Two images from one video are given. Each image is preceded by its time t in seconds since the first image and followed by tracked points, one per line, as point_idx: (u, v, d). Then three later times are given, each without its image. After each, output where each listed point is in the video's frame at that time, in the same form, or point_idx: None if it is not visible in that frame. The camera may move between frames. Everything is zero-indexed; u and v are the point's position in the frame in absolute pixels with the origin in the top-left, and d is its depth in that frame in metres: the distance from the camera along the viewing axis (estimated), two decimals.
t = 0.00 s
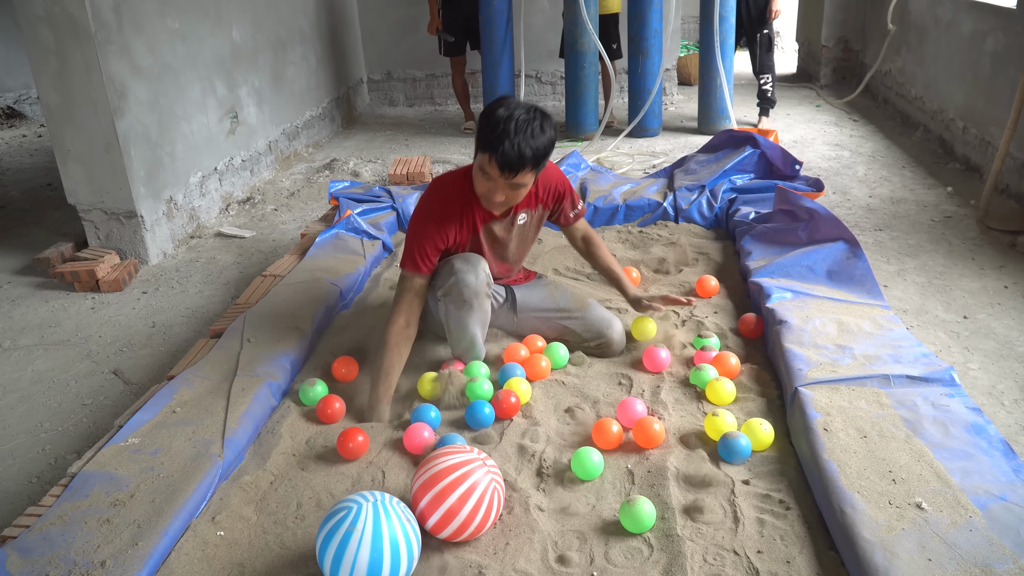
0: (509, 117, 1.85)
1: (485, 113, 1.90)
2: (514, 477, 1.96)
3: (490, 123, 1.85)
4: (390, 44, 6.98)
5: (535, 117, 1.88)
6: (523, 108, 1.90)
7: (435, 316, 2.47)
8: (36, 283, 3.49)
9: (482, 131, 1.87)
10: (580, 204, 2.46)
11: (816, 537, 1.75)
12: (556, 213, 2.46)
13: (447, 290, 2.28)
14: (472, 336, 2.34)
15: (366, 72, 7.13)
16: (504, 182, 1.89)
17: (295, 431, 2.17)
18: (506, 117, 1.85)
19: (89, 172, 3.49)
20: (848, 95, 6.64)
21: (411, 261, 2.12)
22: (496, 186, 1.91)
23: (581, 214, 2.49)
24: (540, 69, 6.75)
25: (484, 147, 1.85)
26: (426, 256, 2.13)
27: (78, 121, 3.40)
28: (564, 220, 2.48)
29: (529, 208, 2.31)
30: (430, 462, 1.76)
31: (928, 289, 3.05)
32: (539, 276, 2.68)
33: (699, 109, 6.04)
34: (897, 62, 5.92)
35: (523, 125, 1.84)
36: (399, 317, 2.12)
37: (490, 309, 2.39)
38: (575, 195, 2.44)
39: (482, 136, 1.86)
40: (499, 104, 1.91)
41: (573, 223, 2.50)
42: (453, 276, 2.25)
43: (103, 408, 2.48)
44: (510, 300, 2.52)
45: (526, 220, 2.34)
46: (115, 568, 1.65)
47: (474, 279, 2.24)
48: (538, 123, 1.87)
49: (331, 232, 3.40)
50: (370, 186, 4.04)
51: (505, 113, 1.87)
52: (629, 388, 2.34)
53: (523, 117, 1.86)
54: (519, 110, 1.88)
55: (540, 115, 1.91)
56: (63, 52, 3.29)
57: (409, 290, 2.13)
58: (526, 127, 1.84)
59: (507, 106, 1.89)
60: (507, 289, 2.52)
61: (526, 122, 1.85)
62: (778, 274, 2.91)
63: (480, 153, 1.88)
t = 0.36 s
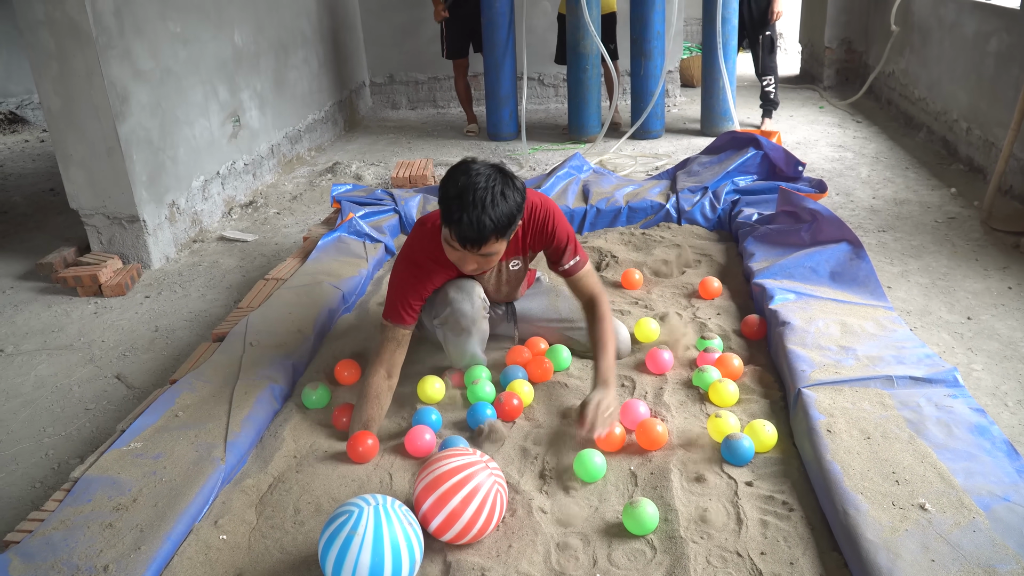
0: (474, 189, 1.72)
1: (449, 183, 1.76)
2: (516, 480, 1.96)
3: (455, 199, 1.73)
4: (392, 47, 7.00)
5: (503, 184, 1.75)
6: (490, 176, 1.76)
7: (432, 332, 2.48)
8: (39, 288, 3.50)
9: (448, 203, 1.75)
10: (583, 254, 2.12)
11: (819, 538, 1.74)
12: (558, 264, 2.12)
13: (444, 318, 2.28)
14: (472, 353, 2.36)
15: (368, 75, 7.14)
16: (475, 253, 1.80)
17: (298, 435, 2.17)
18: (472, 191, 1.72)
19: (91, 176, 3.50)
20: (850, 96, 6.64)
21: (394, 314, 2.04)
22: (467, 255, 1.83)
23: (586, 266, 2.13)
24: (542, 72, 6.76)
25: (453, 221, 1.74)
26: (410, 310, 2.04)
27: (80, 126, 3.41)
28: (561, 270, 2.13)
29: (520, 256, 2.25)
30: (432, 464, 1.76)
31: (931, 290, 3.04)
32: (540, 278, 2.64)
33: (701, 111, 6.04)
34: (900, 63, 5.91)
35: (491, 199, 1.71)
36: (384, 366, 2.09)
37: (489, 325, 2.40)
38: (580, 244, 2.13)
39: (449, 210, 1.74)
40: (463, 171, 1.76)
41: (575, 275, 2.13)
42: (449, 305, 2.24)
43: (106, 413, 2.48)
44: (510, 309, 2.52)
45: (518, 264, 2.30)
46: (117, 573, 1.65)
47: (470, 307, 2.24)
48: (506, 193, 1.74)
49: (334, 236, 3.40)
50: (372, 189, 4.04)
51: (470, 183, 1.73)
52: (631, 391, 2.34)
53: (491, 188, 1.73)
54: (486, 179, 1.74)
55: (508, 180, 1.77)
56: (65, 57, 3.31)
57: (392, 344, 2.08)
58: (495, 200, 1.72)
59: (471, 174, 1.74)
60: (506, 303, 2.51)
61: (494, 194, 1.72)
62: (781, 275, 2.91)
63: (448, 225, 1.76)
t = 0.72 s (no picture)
0: (536, 133, 1.75)
1: (517, 152, 1.74)
2: (517, 475, 1.96)
3: (547, 152, 1.76)
4: (392, 43, 6.99)
5: (525, 110, 1.77)
6: (514, 122, 1.76)
7: (433, 326, 2.47)
8: (39, 285, 3.50)
9: (543, 162, 1.77)
10: (565, 223, 2.24)
11: (819, 532, 1.74)
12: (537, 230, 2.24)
13: (445, 309, 2.28)
14: (473, 345, 2.35)
15: (369, 71, 7.13)
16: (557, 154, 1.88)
17: (299, 431, 2.18)
18: (537, 137, 1.75)
19: (90, 173, 3.49)
20: (852, 90, 6.62)
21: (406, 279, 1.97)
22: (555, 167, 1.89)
23: (566, 237, 2.24)
24: (543, 67, 6.74)
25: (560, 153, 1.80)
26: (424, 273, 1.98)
27: (80, 123, 3.41)
28: (545, 237, 2.23)
29: (527, 217, 2.19)
30: (432, 460, 1.76)
31: (933, 284, 3.03)
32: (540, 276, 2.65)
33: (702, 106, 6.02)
34: (902, 57, 5.89)
35: (549, 117, 1.77)
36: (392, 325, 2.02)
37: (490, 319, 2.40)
38: (563, 212, 2.24)
39: (551, 159, 1.77)
40: (513, 151, 1.74)
41: (556, 244, 2.23)
42: (450, 295, 2.25)
43: (106, 409, 2.48)
44: (510, 304, 2.54)
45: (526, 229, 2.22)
46: (118, 569, 1.65)
47: (471, 298, 2.24)
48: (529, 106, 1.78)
49: (334, 232, 3.40)
50: (372, 185, 4.03)
51: (529, 139, 1.75)
52: (632, 385, 2.33)
53: (531, 120, 1.76)
54: (523, 129, 1.75)
55: (515, 108, 1.78)
56: (63, 54, 3.30)
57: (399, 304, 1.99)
58: (541, 114, 1.77)
59: (522, 141, 1.74)
60: (505, 296, 2.53)
61: (537, 115, 1.77)
62: (782, 270, 2.90)
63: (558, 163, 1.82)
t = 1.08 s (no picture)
0: (558, 64, 2.04)
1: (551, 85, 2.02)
2: (516, 467, 1.97)
3: (567, 80, 2.06)
4: (391, 36, 6.96)
5: (537, 49, 2.04)
6: (535, 60, 2.02)
7: (435, 317, 2.48)
8: (38, 278, 3.50)
9: (567, 88, 2.08)
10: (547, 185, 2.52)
11: (818, 525, 1.74)
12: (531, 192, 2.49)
13: (453, 298, 2.30)
14: (477, 337, 2.36)
15: (368, 64, 7.11)
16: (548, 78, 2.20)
17: (298, 424, 2.18)
18: (557, 67, 2.03)
19: (89, 166, 3.49)
20: (853, 83, 6.60)
21: (436, 225, 2.09)
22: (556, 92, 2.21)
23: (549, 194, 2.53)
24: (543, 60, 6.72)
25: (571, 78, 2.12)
26: (452, 217, 2.09)
27: (79, 116, 3.40)
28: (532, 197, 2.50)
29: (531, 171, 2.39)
30: (431, 453, 1.76)
31: (933, 277, 3.03)
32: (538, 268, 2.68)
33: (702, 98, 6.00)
34: (903, 49, 5.87)
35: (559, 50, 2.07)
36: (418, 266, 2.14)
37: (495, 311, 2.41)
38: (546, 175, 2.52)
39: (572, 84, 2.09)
40: (545, 86, 2.02)
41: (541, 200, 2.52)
42: (460, 285, 2.27)
43: (106, 403, 2.48)
44: (512, 296, 2.55)
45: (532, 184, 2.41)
46: (116, 562, 1.65)
47: (480, 289, 2.27)
48: (538, 45, 2.06)
49: (333, 225, 3.40)
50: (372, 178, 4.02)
51: (555, 69, 2.03)
52: (631, 378, 2.33)
53: (548, 55, 2.04)
54: (545, 64, 2.02)
55: (527, 49, 2.04)
56: (62, 47, 3.29)
57: (430, 248, 2.12)
58: (551, 49, 2.06)
59: (550, 74, 2.02)
60: (507, 284, 2.53)
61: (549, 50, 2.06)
62: (782, 263, 2.90)
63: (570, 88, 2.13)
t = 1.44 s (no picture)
0: (555, 42, 2.10)
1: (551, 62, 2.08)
2: (513, 463, 1.97)
3: (565, 58, 2.12)
4: (389, 30, 6.93)
5: (534, 30, 2.10)
6: (534, 40, 2.08)
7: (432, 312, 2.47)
8: (35, 273, 3.49)
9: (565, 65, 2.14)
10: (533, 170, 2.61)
11: (814, 521, 1.74)
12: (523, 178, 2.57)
13: (449, 290, 2.30)
14: (474, 331, 2.36)
15: (366, 58, 7.08)
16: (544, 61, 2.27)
17: (294, 420, 2.17)
18: (555, 45, 2.08)
19: (87, 161, 3.47)
20: (851, 77, 6.59)
21: (446, 203, 2.10)
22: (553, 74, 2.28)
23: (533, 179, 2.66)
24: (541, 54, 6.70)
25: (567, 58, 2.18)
26: (461, 195, 2.11)
27: (76, 111, 3.38)
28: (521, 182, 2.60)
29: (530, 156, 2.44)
30: (427, 449, 1.76)
31: (930, 271, 3.03)
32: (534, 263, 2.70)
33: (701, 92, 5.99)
34: (900, 43, 5.86)
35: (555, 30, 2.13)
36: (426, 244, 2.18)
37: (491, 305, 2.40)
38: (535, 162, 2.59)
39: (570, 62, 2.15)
40: (545, 63, 2.07)
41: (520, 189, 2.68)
42: (457, 276, 2.27)
43: (102, 398, 2.48)
44: (510, 288, 2.52)
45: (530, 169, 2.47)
46: (111, 559, 1.65)
47: (477, 281, 2.27)
48: (534, 27, 2.12)
49: (330, 220, 3.38)
50: (369, 173, 4.01)
51: (553, 47, 2.08)
52: (628, 373, 2.33)
53: (546, 35, 2.10)
54: (543, 43, 2.08)
55: (525, 31, 2.09)
56: (58, 41, 3.27)
57: (436, 226, 2.14)
58: (546, 29, 2.12)
59: (549, 52, 2.07)
60: (506, 278, 2.51)
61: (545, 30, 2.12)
62: (778, 257, 2.89)
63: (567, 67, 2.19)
